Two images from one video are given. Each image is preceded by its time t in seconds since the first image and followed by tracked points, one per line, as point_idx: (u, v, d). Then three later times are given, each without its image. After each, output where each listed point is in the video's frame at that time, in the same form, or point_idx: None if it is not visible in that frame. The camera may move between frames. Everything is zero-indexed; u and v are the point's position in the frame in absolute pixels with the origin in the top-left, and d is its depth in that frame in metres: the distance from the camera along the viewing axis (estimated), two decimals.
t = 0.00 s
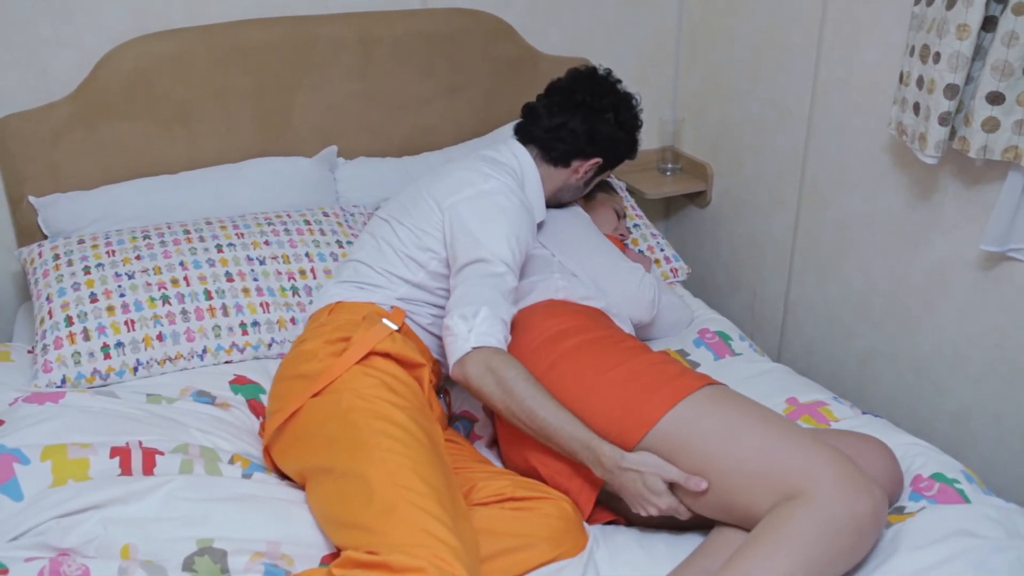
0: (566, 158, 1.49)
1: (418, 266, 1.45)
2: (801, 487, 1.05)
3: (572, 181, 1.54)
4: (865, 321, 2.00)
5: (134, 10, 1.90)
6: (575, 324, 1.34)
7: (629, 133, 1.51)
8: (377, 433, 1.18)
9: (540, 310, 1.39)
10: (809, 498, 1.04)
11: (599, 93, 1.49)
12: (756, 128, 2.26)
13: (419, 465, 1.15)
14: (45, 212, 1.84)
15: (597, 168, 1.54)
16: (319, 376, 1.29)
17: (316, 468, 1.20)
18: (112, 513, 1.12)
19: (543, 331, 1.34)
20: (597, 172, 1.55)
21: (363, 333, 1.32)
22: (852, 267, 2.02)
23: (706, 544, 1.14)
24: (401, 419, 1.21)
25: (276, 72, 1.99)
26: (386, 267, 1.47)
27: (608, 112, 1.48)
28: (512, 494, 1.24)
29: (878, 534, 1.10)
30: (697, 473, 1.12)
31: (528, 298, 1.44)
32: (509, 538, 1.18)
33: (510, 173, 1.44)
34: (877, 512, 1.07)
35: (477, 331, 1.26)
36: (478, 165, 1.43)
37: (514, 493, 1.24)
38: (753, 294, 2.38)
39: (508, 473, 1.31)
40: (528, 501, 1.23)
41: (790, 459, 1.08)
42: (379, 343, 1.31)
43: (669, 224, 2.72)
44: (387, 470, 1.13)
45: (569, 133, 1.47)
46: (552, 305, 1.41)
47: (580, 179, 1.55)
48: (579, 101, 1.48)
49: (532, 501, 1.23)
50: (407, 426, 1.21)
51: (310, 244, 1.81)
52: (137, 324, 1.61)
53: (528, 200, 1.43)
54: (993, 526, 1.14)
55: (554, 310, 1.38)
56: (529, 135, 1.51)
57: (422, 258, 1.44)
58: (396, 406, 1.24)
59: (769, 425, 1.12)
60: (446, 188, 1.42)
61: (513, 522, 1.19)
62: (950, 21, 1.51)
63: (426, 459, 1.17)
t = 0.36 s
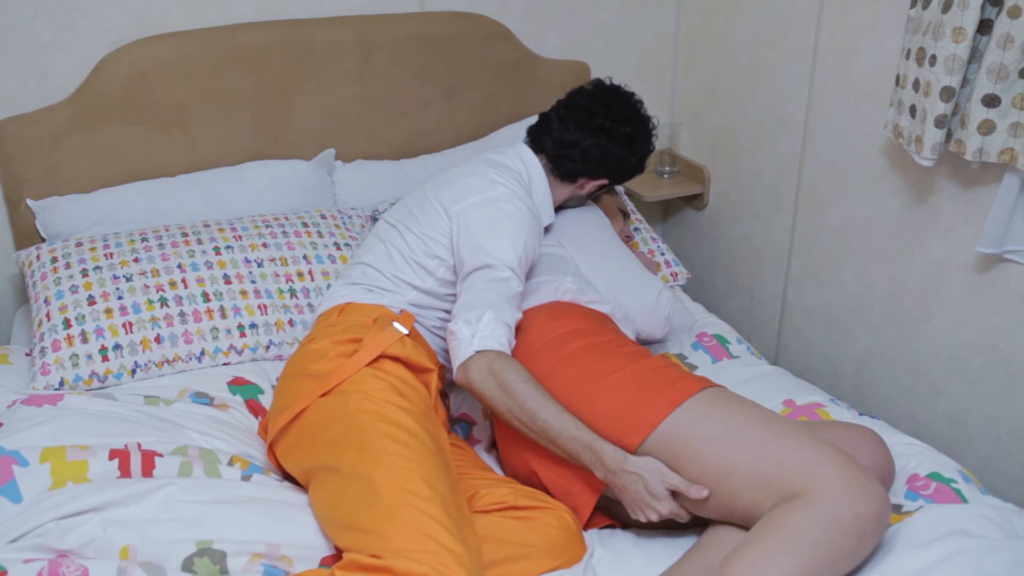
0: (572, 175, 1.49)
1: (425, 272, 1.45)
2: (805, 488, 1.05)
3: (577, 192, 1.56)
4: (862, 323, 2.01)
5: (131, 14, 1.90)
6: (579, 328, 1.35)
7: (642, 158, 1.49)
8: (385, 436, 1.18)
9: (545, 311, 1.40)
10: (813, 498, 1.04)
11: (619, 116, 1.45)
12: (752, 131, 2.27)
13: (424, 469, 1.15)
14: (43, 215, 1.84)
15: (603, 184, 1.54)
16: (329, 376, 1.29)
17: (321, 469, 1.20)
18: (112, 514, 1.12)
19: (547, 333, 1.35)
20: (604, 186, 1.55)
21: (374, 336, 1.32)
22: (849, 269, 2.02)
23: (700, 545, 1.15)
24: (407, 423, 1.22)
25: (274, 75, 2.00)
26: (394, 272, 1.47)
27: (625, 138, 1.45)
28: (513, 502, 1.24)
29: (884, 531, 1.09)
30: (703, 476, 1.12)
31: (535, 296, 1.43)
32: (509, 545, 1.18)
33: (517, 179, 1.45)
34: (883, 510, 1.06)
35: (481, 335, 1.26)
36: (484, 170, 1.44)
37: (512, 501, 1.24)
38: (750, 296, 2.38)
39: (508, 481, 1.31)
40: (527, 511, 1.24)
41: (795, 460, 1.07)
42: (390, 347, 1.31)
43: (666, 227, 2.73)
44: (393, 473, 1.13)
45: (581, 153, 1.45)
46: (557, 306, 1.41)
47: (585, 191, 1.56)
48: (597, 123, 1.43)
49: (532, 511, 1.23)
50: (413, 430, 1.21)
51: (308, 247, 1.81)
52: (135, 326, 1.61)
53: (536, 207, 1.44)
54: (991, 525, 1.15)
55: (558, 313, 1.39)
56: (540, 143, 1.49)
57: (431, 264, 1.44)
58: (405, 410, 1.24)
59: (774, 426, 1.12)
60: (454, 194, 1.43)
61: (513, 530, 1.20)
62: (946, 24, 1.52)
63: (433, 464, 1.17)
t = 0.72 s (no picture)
0: (575, 184, 1.49)
1: (427, 277, 1.45)
2: (807, 500, 1.05)
3: (575, 203, 1.57)
4: (859, 328, 2.02)
5: (131, 18, 1.91)
6: (583, 332, 1.35)
7: (644, 174, 1.51)
8: (387, 442, 1.18)
9: (548, 316, 1.40)
10: (815, 511, 1.04)
11: (626, 131, 1.46)
12: (749, 135, 2.28)
13: (425, 475, 1.16)
14: (41, 220, 1.84)
15: (603, 196, 1.55)
16: (330, 381, 1.29)
17: (322, 473, 1.20)
18: (112, 519, 1.12)
19: (551, 338, 1.35)
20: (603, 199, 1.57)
21: (376, 340, 1.33)
22: (846, 274, 2.03)
23: (706, 550, 1.15)
24: (409, 429, 1.22)
25: (272, 80, 2.00)
26: (396, 277, 1.47)
27: (630, 153, 1.46)
28: (514, 512, 1.24)
29: (885, 545, 1.09)
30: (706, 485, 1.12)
31: (539, 300, 1.45)
32: (508, 554, 1.18)
33: (518, 183, 1.45)
34: (883, 525, 1.06)
35: (487, 339, 1.26)
36: (485, 174, 1.44)
37: (514, 510, 1.25)
38: (748, 301, 2.39)
39: (508, 489, 1.32)
40: (527, 520, 1.24)
41: (798, 472, 1.07)
42: (392, 351, 1.32)
43: (663, 231, 2.73)
44: (395, 479, 1.14)
45: (585, 164, 1.46)
46: (560, 311, 1.41)
47: (585, 202, 1.58)
48: (605, 136, 1.44)
49: (533, 520, 1.24)
50: (415, 436, 1.21)
51: (307, 251, 1.81)
52: (133, 331, 1.61)
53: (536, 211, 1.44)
54: (988, 530, 1.15)
55: (561, 318, 1.38)
56: (546, 148, 1.49)
57: (431, 270, 1.44)
58: (406, 415, 1.24)
59: (780, 438, 1.12)
60: (455, 199, 1.43)
61: (514, 540, 1.20)
62: (942, 29, 1.53)
63: (434, 470, 1.17)
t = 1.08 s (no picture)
0: (560, 167, 1.50)
1: (417, 280, 1.46)
2: (802, 502, 1.05)
3: (565, 191, 1.55)
4: (856, 331, 2.02)
5: (130, 22, 1.91)
6: (575, 334, 1.34)
7: (625, 149, 1.52)
8: (382, 443, 1.18)
9: (540, 318, 1.40)
10: (809, 512, 1.04)
11: (597, 108, 1.50)
12: (747, 140, 2.28)
13: (421, 476, 1.16)
14: (39, 223, 1.84)
15: (590, 180, 1.55)
16: (326, 382, 1.29)
17: (318, 474, 1.20)
18: (108, 522, 1.12)
19: (542, 339, 1.35)
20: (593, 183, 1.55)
21: (372, 342, 1.33)
22: (843, 278, 2.03)
23: (700, 551, 1.15)
24: (405, 430, 1.22)
25: (271, 84, 2.00)
26: (387, 280, 1.48)
27: (607, 128, 1.49)
28: (509, 517, 1.25)
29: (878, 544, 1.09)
30: (700, 487, 1.12)
31: (528, 305, 1.44)
32: (503, 558, 1.18)
33: (504, 182, 1.46)
34: (876, 526, 1.07)
35: (465, 339, 1.28)
36: (472, 174, 1.45)
37: (508, 516, 1.25)
38: (745, 304, 2.39)
39: (506, 493, 1.32)
40: (523, 525, 1.24)
41: (793, 474, 1.07)
42: (388, 352, 1.32)
43: (661, 235, 2.74)
44: (391, 480, 1.14)
45: (564, 144, 1.47)
46: (552, 313, 1.41)
47: (574, 189, 1.55)
48: (577, 114, 1.48)
49: (528, 526, 1.24)
50: (410, 437, 1.21)
51: (304, 254, 1.81)
52: (131, 333, 1.61)
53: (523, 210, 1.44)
54: (984, 533, 1.15)
55: (554, 320, 1.38)
56: (525, 142, 1.52)
57: (421, 272, 1.45)
58: (401, 417, 1.24)
59: (774, 440, 1.12)
60: (443, 199, 1.43)
61: (510, 543, 1.20)
62: (938, 34, 1.53)
63: (429, 472, 1.17)
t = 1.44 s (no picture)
0: (544, 129, 1.52)
1: (418, 275, 1.46)
2: (806, 499, 1.05)
3: (560, 154, 1.55)
4: (859, 327, 2.02)
5: (131, 18, 1.91)
6: (577, 329, 1.34)
7: (595, 92, 1.55)
8: (386, 437, 1.18)
9: (542, 314, 1.40)
10: (813, 510, 1.04)
11: (551, 69, 1.56)
12: (749, 135, 2.28)
13: (425, 470, 1.16)
14: (41, 218, 1.84)
15: (580, 135, 1.55)
16: (329, 376, 1.29)
17: (320, 469, 1.21)
18: (112, 516, 1.12)
19: (544, 335, 1.35)
20: (585, 140, 1.56)
21: (375, 336, 1.33)
22: (846, 273, 2.03)
23: (704, 548, 1.15)
24: (408, 425, 1.22)
25: (273, 80, 2.00)
26: (389, 275, 1.48)
27: (567, 79, 1.54)
28: (511, 512, 1.25)
29: (882, 542, 1.09)
30: (703, 482, 1.12)
31: (530, 301, 1.43)
32: (505, 553, 1.18)
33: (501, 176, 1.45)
34: (880, 524, 1.07)
35: (466, 333, 1.29)
36: (470, 168, 1.45)
37: (511, 510, 1.25)
38: (747, 300, 2.39)
39: (508, 489, 1.32)
40: (526, 520, 1.24)
41: (797, 472, 1.07)
42: (390, 347, 1.32)
43: (663, 231, 2.73)
44: (395, 474, 1.14)
45: (537, 107, 1.52)
46: (556, 308, 1.41)
47: (569, 151, 1.56)
48: (534, 81, 1.55)
49: (530, 521, 1.24)
50: (414, 432, 1.21)
51: (307, 250, 1.81)
52: (134, 329, 1.61)
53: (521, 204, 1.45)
54: (988, 529, 1.15)
55: (557, 316, 1.38)
56: (505, 130, 1.57)
57: (422, 266, 1.45)
58: (404, 411, 1.24)
59: (778, 438, 1.12)
60: (441, 192, 1.44)
61: (512, 538, 1.20)
62: (941, 29, 1.53)
63: (432, 465, 1.18)
